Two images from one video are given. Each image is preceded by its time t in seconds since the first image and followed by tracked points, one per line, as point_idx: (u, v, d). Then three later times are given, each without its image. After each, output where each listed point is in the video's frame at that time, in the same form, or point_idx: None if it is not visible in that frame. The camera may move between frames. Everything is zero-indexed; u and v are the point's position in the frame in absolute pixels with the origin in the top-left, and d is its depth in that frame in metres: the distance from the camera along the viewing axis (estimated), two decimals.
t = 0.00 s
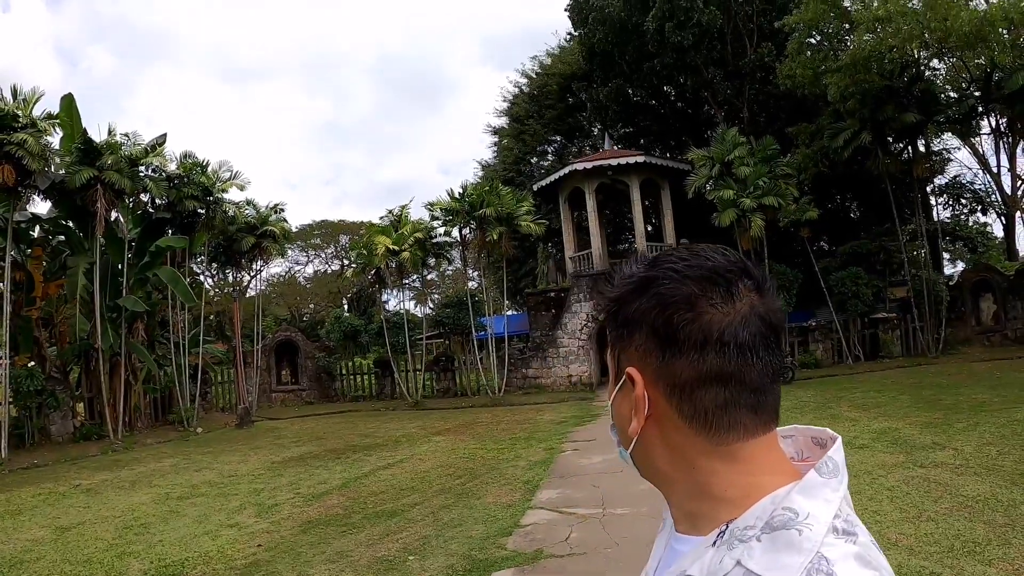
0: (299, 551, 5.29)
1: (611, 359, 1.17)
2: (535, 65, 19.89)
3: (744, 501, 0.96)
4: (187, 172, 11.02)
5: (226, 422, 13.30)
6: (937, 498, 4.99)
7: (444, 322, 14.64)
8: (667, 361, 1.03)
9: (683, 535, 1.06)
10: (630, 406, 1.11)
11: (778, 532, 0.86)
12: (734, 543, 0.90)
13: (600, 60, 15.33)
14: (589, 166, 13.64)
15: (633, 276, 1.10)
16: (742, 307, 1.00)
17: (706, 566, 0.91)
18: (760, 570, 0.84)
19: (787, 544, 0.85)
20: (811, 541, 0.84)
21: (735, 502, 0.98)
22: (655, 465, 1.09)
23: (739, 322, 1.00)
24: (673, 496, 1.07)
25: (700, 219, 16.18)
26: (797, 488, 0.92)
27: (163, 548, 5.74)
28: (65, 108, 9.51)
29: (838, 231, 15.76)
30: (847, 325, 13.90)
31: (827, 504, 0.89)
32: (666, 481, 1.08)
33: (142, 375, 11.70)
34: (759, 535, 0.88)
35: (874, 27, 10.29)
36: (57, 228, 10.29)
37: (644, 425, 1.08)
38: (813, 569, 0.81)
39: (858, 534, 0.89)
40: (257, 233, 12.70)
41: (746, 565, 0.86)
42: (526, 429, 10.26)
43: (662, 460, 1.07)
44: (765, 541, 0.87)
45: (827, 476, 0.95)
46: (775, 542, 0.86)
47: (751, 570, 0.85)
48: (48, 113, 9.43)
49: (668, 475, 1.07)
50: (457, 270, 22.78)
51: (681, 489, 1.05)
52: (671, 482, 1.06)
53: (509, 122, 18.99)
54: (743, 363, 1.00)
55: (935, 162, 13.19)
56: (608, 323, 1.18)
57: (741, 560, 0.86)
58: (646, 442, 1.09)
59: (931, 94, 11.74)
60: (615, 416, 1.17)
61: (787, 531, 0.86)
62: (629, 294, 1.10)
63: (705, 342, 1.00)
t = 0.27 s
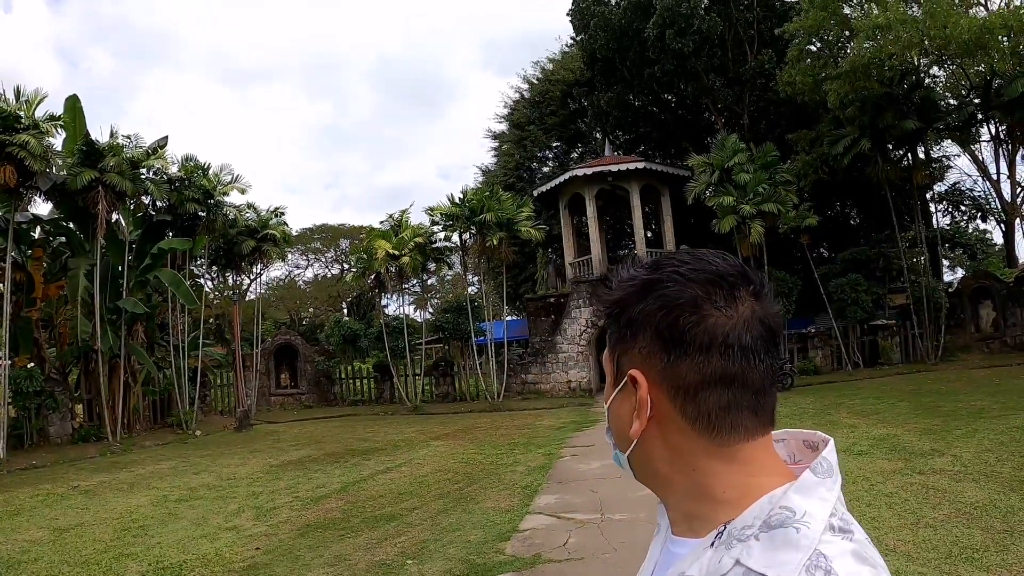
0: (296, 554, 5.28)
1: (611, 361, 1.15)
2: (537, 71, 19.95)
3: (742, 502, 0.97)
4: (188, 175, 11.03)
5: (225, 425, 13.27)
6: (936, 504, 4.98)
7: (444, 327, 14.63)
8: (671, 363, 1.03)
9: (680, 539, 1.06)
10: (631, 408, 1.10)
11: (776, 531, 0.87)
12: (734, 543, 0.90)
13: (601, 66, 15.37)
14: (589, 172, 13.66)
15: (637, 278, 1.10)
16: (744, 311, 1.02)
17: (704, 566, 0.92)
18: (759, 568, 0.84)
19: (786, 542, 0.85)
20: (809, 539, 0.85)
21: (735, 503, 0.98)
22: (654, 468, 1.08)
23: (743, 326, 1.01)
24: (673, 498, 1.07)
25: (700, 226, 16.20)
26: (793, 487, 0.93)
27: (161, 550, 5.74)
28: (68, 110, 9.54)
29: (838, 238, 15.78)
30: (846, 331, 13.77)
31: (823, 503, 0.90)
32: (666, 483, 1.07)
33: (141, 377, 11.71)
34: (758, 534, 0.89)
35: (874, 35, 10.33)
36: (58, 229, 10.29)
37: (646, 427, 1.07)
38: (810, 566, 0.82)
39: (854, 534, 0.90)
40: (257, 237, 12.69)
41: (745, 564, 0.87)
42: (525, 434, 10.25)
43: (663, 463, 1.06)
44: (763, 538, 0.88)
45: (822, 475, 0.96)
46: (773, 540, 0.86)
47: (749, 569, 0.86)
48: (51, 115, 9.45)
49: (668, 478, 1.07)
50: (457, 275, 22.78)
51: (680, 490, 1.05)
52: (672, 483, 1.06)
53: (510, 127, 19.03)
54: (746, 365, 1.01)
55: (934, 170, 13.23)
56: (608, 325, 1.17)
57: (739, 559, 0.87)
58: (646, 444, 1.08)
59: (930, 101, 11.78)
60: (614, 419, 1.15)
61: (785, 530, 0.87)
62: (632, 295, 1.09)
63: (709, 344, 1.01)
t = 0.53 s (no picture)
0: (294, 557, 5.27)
1: (606, 365, 1.14)
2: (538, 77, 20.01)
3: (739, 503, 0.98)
4: (190, 178, 11.05)
5: (224, 428, 13.25)
6: (935, 511, 4.98)
7: (444, 332, 14.60)
8: (674, 364, 1.03)
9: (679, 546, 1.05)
10: (629, 411, 1.09)
11: (774, 525, 0.88)
12: (731, 540, 0.90)
13: (602, 72, 15.41)
14: (590, 178, 13.68)
15: (634, 283, 1.10)
16: (741, 313, 1.04)
17: (704, 564, 0.92)
18: (759, 562, 0.84)
19: (784, 535, 0.86)
20: (807, 531, 0.85)
21: (731, 502, 0.99)
22: (653, 469, 1.07)
23: (742, 326, 1.03)
24: (671, 500, 1.06)
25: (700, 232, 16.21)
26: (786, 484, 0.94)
27: (159, 552, 5.73)
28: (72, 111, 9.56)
29: (838, 245, 15.78)
30: (846, 339, 13.85)
31: (816, 497, 0.91)
32: (663, 485, 1.07)
33: (141, 379, 11.72)
34: (756, 530, 0.89)
35: (874, 43, 10.36)
36: (59, 231, 10.30)
37: (646, 429, 1.06)
38: (811, 556, 0.82)
39: (849, 525, 0.91)
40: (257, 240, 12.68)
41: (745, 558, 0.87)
42: (524, 439, 10.24)
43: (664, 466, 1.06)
44: (762, 533, 0.88)
45: (812, 471, 0.97)
46: (771, 534, 0.87)
47: (750, 564, 0.86)
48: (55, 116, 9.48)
49: (666, 479, 1.06)
50: (457, 280, 22.77)
51: (679, 491, 1.05)
52: (671, 487, 1.05)
53: (511, 133, 19.06)
54: (745, 365, 1.03)
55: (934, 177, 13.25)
56: (603, 330, 1.16)
57: (739, 554, 0.87)
58: (646, 447, 1.07)
59: (931, 109, 11.82)
60: (609, 422, 1.14)
61: (783, 524, 0.87)
62: (630, 300, 1.09)
63: (711, 345, 1.01)
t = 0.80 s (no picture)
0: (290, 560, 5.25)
1: (606, 369, 1.11)
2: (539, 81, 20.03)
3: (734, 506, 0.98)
4: (190, 178, 11.05)
5: (221, 429, 13.22)
6: (932, 518, 4.98)
7: (442, 335, 14.57)
8: (687, 368, 1.02)
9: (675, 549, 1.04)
10: (635, 416, 1.06)
11: (769, 525, 0.88)
12: (727, 541, 0.91)
13: (603, 77, 15.42)
14: (590, 183, 13.68)
15: (643, 287, 1.09)
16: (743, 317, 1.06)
17: (700, 565, 0.92)
18: (755, 561, 0.85)
19: (780, 534, 0.86)
20: (801, 529, 0.85)
21: (728, 505, 0.99)
22: (657, 474, 1.05)
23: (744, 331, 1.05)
24: (671, 506, 1.04)
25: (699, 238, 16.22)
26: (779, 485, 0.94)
27: (155, 552, 5.71)
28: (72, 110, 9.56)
29: (836, 252, 15.76)
30: (844, 345, 13.70)
31: (809, 497, 0.92)
32: (662, 491, 1.05)
33: (138, 379, 11.70)
34: (750, 530, 0.90)
35: (874, 50, 10.39)
36: (59, 229, 10.29)
37: (654, 434, 1.04)
38: (806, 555, 0.82)
39: (846, 527, 0.90)
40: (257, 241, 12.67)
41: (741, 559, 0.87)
42: (522, 443, 10.22)
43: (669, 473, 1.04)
44: (757, 534, 0.88)
45: (805, 474, 0.98)
46: (767, 534, 0.87)
47: (746, 563, 0.86)
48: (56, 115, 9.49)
49: (667, 483, 1.05)
50: (456, 283, 22.76)
51: (682, 495, 1.04)
52: (672, 494, 1.04)
53: (511, 136, 19.07)
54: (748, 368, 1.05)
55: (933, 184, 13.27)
56: (603, 335, 1.12)
57: (736, 554, 0.87)
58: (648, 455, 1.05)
59: (930, 116, 11.85)
60: (606, 428, 1.11)
61: (779, 523, 0.87)
62: (637, 304, 1.07)
63: (721, 348, 1.02)
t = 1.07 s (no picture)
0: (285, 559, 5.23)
1: (665, 367, 1.08)
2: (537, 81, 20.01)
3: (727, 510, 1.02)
4: (187, 176, 11.01)
5: (217, 428, 13.17)
6: (928, 520, 4.99)
7: (439, 335, 14.53)
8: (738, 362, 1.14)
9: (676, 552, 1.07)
10: (700, 412, 1.08)
11: (759, 527, 0.93)
12: (717, 544, 0.95)
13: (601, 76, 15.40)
14: (587, 183, 13.66)
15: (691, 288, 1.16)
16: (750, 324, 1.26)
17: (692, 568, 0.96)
18: (747, 563, 0.89)
19: (769, 536, 0.90)
20: (790, 531, 0.90)
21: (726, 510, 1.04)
22: (711, 469, 1.07)
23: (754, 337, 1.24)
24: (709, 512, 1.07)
25: (696, 238, 16.23)
26: (767, 491, 0.99)
27: (150, 551, 5.69)
28: (69, 107, 9.51)
29: (833, 253, 15.62)
30: (841, 347, 13.81)
31: (796, 501, 0.97)
32: (704, 496, 1.07)
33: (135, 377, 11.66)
34: (740, 533, 0.94)
35: (872, 51, 10.40)
36: (55, 227, 10.24)
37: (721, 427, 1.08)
38: (797, 555, 0.87)
39: (831, 529, 0.96)
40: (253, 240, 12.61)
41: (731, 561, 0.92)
42: (518, 443, 10.21)
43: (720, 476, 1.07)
44: (746, 536, 0.93)
45: (792, 478, 1.03)
46: (756, 536, 0.92)
47: (737, 566, 0.90)
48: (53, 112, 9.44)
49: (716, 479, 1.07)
50: (453, 282, 22.72)
51: (729, 491, 1.07)
52: (716, 497, 1.06)
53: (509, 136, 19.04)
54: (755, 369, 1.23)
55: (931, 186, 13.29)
56: (664, 327, 1.10)
57: (725, 556, 0.91)
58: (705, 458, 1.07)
59: (927, 118, 11.88)
60: (661, 427, 1.08)
61: (768, 525, 0.92)
62: (696, 301, 1.14)
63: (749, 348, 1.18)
